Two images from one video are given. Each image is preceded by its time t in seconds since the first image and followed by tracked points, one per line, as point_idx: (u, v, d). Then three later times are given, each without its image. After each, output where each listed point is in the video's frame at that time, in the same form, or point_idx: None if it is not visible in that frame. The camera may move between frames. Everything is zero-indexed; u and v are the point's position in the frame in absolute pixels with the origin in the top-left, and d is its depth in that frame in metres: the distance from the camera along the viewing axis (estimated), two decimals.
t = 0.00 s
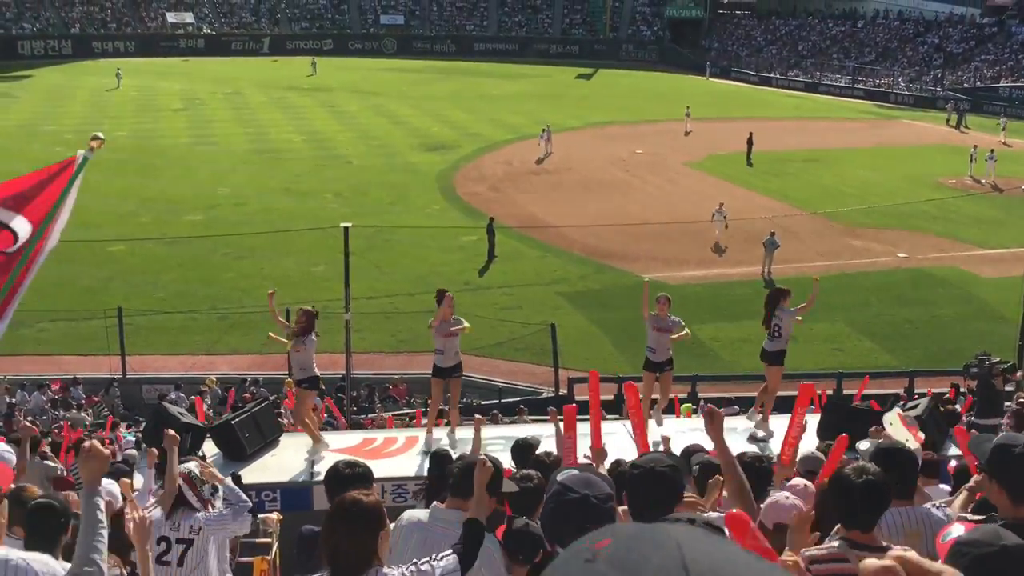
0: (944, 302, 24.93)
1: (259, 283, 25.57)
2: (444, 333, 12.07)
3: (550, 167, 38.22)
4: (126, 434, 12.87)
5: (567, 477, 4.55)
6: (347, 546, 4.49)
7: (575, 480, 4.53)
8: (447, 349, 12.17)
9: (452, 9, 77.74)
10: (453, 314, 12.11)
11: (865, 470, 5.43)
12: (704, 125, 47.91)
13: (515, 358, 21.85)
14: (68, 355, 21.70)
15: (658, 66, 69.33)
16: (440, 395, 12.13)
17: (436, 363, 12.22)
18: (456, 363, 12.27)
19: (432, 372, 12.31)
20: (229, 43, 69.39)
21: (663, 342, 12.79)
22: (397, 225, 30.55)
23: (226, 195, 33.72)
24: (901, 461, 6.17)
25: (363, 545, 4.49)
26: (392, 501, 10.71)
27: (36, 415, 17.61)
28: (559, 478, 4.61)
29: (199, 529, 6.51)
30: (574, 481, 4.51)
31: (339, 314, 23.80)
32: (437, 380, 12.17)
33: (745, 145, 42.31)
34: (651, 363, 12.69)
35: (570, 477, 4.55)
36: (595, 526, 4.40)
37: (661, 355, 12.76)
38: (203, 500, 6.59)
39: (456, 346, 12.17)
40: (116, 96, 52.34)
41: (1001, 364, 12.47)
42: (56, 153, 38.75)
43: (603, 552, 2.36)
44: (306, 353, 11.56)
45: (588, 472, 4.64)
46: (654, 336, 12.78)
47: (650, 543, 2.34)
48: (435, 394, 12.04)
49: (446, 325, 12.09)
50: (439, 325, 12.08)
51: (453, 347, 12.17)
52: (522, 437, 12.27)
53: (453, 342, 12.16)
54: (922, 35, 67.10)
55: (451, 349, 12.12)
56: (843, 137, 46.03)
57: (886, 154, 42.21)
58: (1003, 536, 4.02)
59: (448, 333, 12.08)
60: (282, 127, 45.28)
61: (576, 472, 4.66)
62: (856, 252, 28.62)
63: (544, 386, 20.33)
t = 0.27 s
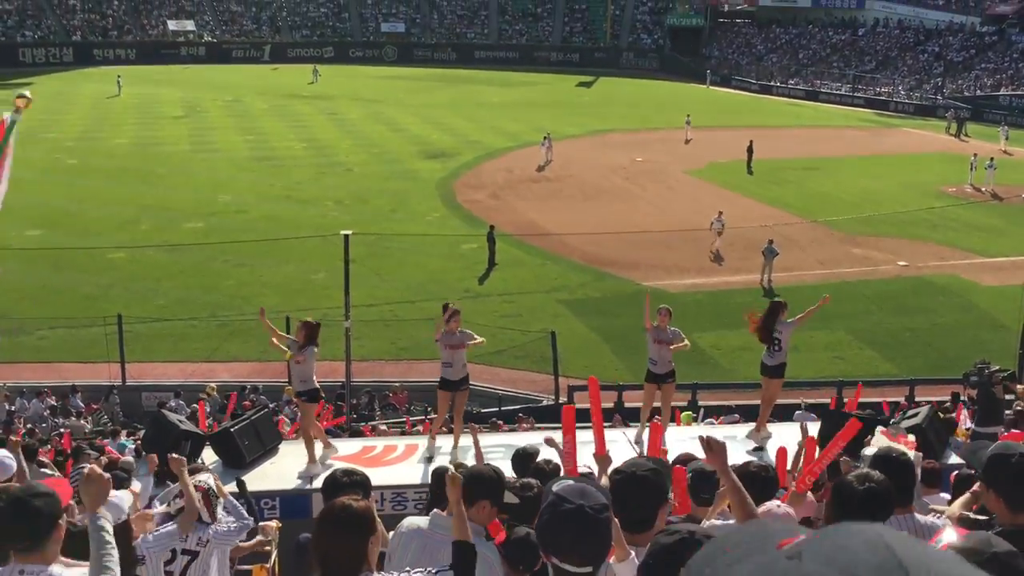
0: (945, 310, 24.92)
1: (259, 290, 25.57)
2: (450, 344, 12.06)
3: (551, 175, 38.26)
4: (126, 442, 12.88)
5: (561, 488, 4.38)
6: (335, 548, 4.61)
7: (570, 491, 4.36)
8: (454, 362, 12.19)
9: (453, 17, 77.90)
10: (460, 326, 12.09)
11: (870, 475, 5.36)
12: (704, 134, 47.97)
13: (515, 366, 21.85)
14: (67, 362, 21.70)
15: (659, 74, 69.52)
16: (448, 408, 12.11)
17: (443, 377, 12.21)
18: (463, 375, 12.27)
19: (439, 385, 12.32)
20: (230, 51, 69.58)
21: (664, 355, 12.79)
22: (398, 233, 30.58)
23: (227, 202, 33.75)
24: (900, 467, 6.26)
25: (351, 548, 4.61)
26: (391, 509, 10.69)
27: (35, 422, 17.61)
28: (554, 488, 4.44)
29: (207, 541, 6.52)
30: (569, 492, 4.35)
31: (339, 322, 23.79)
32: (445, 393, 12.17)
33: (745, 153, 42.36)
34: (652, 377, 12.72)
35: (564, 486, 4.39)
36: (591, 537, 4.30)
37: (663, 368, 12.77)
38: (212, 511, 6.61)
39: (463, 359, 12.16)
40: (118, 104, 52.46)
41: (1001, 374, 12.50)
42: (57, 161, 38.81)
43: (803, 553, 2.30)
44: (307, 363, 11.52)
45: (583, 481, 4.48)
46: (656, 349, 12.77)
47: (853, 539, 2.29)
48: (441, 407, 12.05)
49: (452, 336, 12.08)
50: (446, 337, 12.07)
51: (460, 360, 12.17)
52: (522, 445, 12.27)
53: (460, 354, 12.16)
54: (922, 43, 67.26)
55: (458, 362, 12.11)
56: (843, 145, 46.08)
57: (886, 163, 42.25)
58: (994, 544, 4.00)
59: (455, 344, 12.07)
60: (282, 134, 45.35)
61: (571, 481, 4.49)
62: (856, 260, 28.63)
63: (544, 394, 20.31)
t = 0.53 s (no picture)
0: (948, 313, 24.90)
1: (261, 293, 25.59)
2: (456, 354, 12.08)
3: (553, 178, 38.27)
4: (128, 444, 12.88)
5: (561, 493, 4.38)
6: (337, 546, 4.61)
7: (570, 496, 4.36)
8: (459, 372, 12.18)
9: (456, 20, 77.91)
10: (467, 336, 12.13)
11: (878, 478, 5.33)
12: (707, 137, 47.96)
13: (517, 369, 21.84)
14: (70, 365, 21.72)
15: (661, 77, 69.59)
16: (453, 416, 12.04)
17: (448, 386, 12.21)
18: (468, 386, 12.26)
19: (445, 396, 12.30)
20: (233, 54, 69.65)
21: (665, 363, 12.78)
22: (400, 236, 30.59)
23: (230, 206, 33.78)
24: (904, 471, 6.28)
25: (351, 545, 4.62)
26: (393, 512, 10.67)
27: (37, 424, 17.61)
28: (554, 493, 4.44)
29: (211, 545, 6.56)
30: (569, 497, 4.35)
31: (342, 324, 23.81)
32: (451, 402, 12.14)
33: (748, 156, 42.35)
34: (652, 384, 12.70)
35: (564, 491, 4.40)
36: (591, 540, 4.28)
37: (663, 376, 12.77)
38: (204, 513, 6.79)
39: (468, 369, 12.16)
40: (120, 107, 52.50)
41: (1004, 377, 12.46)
42: (60, 164, 38.86)
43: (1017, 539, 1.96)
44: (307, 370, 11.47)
45: (582, 487, 4.48)
46: (656, 357, 12.77)
47: None
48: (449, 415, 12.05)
49: (459, 346, 12.11)
50: (453, 347, 12.10)
51: (465, 371, 12.17)
52: (524, 447, 12.27)
53: (466, 364, 12.16)
54: (925, 47, 67.30)
55: (463, 372, 12.12)
56: (845, 148, 46.06)
57: (889, 166, 42.23)
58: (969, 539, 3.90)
59: (461, 355, 12.09)
60: (285, 137, 45.41)
61: (571, 486, 4.49)
62: (858, 263, 28.61)
63: (546, 397, 20.29)
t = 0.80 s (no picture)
0: (946, 313, 24.92)
1: (260, 292, 25.60)
2: (468, 343, 12.05)
3: (552, 177, 38.28)
4: (127, 443, 12.91)
5: (562, 496, 4.39)
6: (338, 545, 4.62)
7: (571, 499, 4.37)
8: (472, 361, 12.19)
9: (455, 20, 77.83)
10: (477, 326, 12.08)
11: (880, 475, 5.34)
12: (705, 136, 47.98)
13: (515, 369, 21.85)
14: (68, 364, 21.72)
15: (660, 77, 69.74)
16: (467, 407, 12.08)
17: (462, 376, 12.20)
18: (481, 375, 12.25)
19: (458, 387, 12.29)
20: (232, 53, 69.62)
21: (666, 355, 12.80)
22: (399, 235, 30.61)
23: (228, 205, 33.76)
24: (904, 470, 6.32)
25: (352, 545, 4.62)
26: (392, 512, 10.69)
27: (36, 423, 17.62)
28: (555, 496, 4.44)
29: (210, 538, 6.72)
30: (570, 499, 4.36)
31: (340, 324, 23.81)
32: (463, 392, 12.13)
33: (746, 156, 42.36)
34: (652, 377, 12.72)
35: (564, 494, 4.41)
36: (591, 543, 4.28)
37: (664, 368, 12.78)
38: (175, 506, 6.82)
39: (480, 357, 12.16)
40: (119, 106, 52.50)
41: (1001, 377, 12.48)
42: (59, 163, 38.83)
43: None
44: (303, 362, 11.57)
45: (583, 490, 4.49)
46: (657, 348, 12.79)
47: None
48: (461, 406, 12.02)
49: (470, 335, 12.07)
50: (463, 336, 12.05)
51: (477, 358, 12.16)
52: (522, 446, 12.28)
53: (478, 353, 12.17)
54: (924, 47, 67.36)
55: (476, 361, 12.12)
56: (844, 148, 46.08)
57: (887, 166, 42.26)
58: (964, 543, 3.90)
59: (472, 344, 12.07)
60: (284, 137, 45.42)
61: (572, 489, 4.50)
62: (857, 263, 28.64)
63: (544, 396, 20.28)
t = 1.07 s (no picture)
0: (940, 312, 24.96)
1: (253, 291, 25.53)
2: (472, 340, 12.11)
3: (547, 176, 38.26)
4: (120, 442, 12.87)
5: (557, 496, 4.39)
6: (336, 540, 4.62)
7: (566, 499, 4.37)
8: (474, 359, 12.18)
9: (449, 18, 77.71)
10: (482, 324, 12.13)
11: (871, 474, 5.35)
12: (700, 135, 48.01)
13: (510, 368, 21.84)
14: (61, 363, 21.64)
15: (654, 76, 69.80)
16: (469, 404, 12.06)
17: (464, 372, 12.20)
18: (484, 373, 12.21)
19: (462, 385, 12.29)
20: (225, 51, 69.50)
21: (663, 352, 12.76)
22: (393, 234, 30.56)
23: (222, 203, 33.68)
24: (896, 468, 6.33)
25: (347, 542, 4.61)
26: (386, 510, 10.70)
27: (29, 423, 17.54)
28: (551, 496, 4.45)
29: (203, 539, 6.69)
30: (565, 500, 4.36)
31: (334, 323, 23.77)
32: (467, 390, 12.18)
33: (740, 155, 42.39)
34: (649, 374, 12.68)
35: (560, 494, 4.41)
36: (587, 543, 4.27)
37: (660, 365, 12.75)
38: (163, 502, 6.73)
39: (483, 356, 12.16)
40: (112, 104, 52.33)
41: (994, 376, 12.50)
42: (52, 161, 38.71)
43: None
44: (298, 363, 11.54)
45: (580, 490, 4.49)
46: (654, 346, 12.75)
47: None
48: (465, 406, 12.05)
49: (474, 333, 12.14)
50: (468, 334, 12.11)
51: (480, 356, 12.15)
52: (516, 445, 12.30)
53: (481, 351, 12.18)
54: (918, 45, 67.44)
55: (479, 358, 12.09)
56: (838, 147, 46.14)
57: (881, 165, 42.31)
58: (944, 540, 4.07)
59: (477, 341, 12.11)
60: (278, 135, 45.33)
61: (568, 490, 4.50)
62: (851, 261, 28.68)
63: (538, 395, 20.25)
